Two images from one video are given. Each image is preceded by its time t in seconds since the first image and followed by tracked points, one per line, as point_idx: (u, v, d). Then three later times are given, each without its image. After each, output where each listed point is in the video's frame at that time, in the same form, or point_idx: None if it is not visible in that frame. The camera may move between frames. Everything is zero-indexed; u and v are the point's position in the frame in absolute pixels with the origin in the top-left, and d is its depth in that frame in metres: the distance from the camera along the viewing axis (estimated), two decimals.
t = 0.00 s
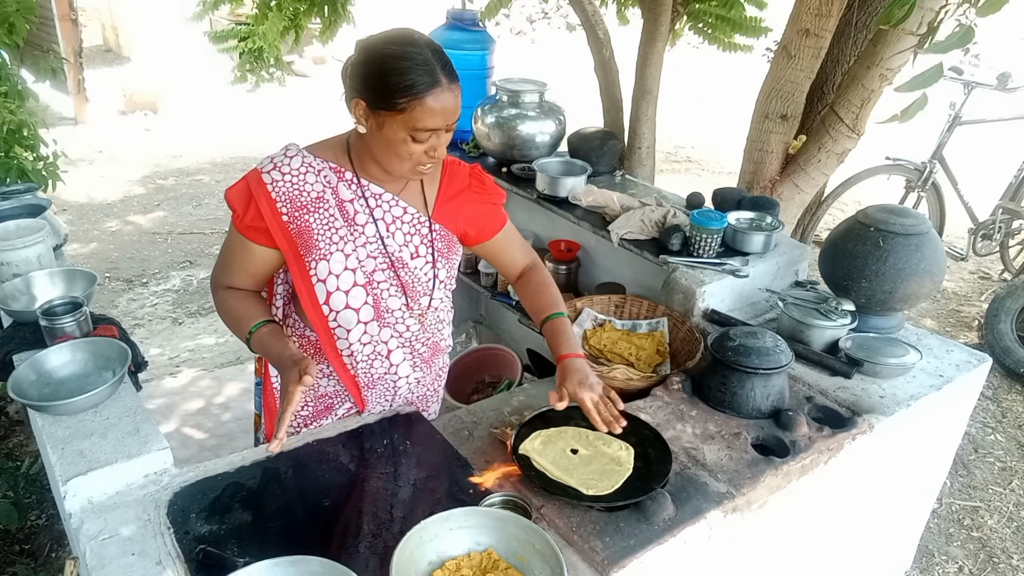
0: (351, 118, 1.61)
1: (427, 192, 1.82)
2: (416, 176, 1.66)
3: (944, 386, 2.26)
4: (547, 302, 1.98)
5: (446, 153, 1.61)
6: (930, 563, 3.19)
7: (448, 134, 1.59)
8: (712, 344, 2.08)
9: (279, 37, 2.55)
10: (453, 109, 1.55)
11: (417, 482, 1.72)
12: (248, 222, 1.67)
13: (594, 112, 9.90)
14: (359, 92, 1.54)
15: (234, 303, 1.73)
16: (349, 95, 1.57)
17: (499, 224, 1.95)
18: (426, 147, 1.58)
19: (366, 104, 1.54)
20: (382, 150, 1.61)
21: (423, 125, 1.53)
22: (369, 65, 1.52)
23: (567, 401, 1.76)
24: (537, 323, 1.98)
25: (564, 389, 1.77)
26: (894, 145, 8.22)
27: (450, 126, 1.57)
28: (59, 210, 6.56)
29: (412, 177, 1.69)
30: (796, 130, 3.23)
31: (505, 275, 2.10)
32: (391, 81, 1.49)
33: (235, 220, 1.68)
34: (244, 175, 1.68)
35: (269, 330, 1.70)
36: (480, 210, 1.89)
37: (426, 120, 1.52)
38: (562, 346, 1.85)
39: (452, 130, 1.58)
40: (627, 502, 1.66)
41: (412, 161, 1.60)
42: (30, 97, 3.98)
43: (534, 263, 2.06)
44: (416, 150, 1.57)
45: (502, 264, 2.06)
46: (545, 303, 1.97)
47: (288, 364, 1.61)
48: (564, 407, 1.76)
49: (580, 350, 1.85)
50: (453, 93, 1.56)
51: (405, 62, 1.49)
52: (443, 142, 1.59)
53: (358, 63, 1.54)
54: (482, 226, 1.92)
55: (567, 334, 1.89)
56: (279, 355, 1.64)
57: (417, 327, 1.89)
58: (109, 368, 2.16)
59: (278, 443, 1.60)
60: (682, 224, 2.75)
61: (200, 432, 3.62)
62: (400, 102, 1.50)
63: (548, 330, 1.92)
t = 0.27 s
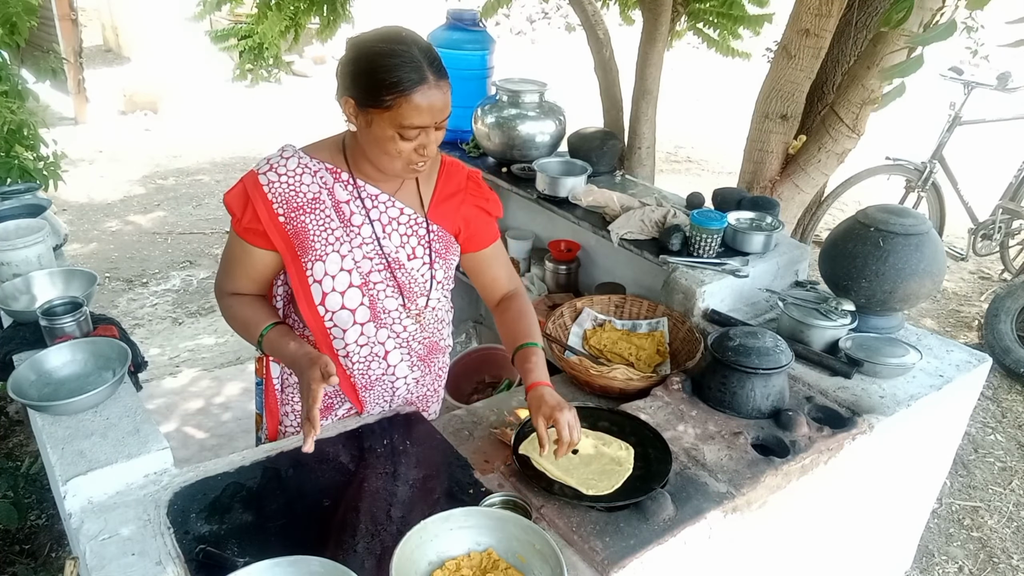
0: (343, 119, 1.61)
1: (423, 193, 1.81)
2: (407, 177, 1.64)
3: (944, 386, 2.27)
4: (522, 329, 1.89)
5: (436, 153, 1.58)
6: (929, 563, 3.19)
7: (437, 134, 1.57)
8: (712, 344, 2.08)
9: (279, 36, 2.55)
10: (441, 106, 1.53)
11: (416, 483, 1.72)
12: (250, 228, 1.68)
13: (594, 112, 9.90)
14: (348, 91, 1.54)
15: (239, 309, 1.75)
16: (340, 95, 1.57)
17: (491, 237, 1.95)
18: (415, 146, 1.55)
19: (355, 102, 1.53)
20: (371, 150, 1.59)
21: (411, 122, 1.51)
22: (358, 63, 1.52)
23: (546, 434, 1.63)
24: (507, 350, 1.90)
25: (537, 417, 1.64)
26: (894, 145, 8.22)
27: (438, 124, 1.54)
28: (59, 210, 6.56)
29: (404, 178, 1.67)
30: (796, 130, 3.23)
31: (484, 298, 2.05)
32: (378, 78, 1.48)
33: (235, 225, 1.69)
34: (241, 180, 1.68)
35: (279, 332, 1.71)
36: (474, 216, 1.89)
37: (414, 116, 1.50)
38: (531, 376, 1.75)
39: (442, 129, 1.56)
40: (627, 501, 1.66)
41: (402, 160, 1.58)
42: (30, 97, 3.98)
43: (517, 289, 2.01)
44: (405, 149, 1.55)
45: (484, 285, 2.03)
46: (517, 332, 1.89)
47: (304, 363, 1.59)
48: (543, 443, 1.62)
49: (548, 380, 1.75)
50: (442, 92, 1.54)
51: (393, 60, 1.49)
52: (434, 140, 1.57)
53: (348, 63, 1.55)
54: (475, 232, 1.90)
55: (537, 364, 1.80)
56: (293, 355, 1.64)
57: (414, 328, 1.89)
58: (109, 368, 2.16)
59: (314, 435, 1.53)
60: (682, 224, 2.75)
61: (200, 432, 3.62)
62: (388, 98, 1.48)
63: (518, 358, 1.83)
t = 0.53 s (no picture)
0: (336, 123, 1.60)
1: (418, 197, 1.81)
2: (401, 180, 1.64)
3: (944, 386, 2.27)
4: (524, 335, 1.86)
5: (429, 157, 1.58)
6: (929, 563, 3.19)
7: (430, 138, 1.56)
8: (712, 344, 2.08)
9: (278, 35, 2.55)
10: (433, 111, 1.52)
11: (416, 483, 1.72)
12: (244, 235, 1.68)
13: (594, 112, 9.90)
14: (340, 95, 1.54)
15: (238, 314, 1.75)
16: (333, 99, 1.57)
17: (491, 237, 1.92)
18: (407, 150, 1.55)
19: (347, 107, 1.53)
20: (365, 155, 1.59)
21: (402, 128, 1.50)
22: (349, 68, 1.51)
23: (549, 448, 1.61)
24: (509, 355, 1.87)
25: (541, 431, 1.63)
26: (894, 145, 8.22)
27: (430, 129, 1.54)
28: (59, 210, 6.56)
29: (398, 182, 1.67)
30: (796, 130, 3.23)
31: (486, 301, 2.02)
32: (369, 83, 1.47)
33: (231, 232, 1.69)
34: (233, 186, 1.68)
35: (277, 338, 1.71)
36: (471, 218, 1.87)
37: (405, 122, 1.50)
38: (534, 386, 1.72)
39: (434, 133, 1.55)
40: (627, 502, 1.66)
41: (395, 165, 1.58)
42: (30, 97, 3.98)
43: (518, 294, 1.97)
44: (397, 153, 1.55)
45: (485, 286, 2.00)
46: (520, 338, 1.85)
47: (301, 370, 1.60)
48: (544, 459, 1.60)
49: (552, 391, 1.72)
50: (434, 96, 1.53)
51: (384, 64, 1.48)
52: (426, 145, 1.56)
53: (340, 67, 1.54)
54: (473, 234, 1.89)
55: (540, 371, 1.76)
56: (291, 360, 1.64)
57: (412, 331, 1.89)
58: (109, 368, 2.16)
59: (321, 440, 1.52)
60: (682, 224, 2.75)
61: (200, 432, 3.62)
62: (379, 104, 1.48)
63: (520, 366, 1.79)
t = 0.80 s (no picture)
0: (332, 127, 1.60)
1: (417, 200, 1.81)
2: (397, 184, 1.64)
3: (944, 386, 2.27)
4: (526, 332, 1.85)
5: (426, 162, 1.58)
6: (930, 563, 3.19)
7: (427, 143, 1.56)
8: (712, 344, 2.08)
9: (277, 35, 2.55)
10: (430, 116, 1.52)
11: (416, 483, 1.72)
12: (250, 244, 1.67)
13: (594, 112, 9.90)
14: (336, 101, 1.53)
15: (247, 327, 1.73)
16: (328, 104, 1.57)
17: (491, 238, 1.92)
18: (404, 155, 1.55)
19: (343, 113, 1.53)
20: (361, 160, 1.59)
21: (399, 134, 1.50)
22: (345, 73, 1.51)
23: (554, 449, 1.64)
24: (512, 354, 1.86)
25: (547, 433, 1.64)
26: (894, 145, 8.22)
27: (427, 135, 1.54)
28: (59, 211, 6.56)
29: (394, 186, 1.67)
30: (796, 130, 3.23)
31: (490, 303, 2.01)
32: (365, 89, 1.47)
33: (235, 243, 1.67)
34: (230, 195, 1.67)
35: (292, 345, 1.68)
36: (470, 219, 1.87)
37: (402, 128, 1.50)
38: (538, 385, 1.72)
39: (431, 138, 1.56)
40: (627, 502, 1.66)
41: (393, 170, 1.58)
42: (30, 97, 3.98)
43: (521, 293, 1.97)
44: (393, 159, 1.55)
45: (486, 286, 1.99)
46: (523, 334, 1.84)
47: (327, 372, 1.58)
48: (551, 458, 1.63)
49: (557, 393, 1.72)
50: (431, 101, 1.53)
51: (380, 70, 1.48)
52: (423, 150, 1.56)
53: (335, 71, 1.53)
54: (473, 235, 1.89)
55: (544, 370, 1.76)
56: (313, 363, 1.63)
57: (412, 335, 1.90)
58: (109, 369, 2.16)
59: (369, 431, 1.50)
60: (682, 224, 2.74)
61: (200, 432, 3.62)
62: (375, 110, 1.47)
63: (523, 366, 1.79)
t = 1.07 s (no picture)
0: (334, 131, 1.59)
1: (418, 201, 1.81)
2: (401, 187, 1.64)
3: (944, 386, 2.27)
4: (529, 326, 1.91)
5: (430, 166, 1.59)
6: (929, 563, 3.19)
7: (430, 147, 1.56)
8: (712, 344, 2.08)
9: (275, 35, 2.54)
10: (434, 121, 1.52)
11: (416, 484, 1.72)
12: (265, 258, 1.64)
13: (594, 112, 9.90)
14: (338, 106, 1.53)
15: (264, 338, 1.71)
16: (331, 108, 1.56)
17: (494, 235, 1.95)
18: (408, 160, 1.55)
19: (346, 118, 1.52)
20: (363, 164, 1.60)
21: (403, 139, 1.50)
22: (347, 78, 1.50)
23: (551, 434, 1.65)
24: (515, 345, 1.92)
25: (540, 418, 1.69)
26: (894, 145, 8.22)
27: (431, 138, 1.54)
28: (59, 210, 6.56)
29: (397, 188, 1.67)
30: (796, 130, 3.24)
31: (493, 294, 2.09)
32: (369, 95, 1.46)
33: (248, 258, 1.64)
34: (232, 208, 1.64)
35: (315, 349, 1.68)
36: (472, 217, 1.88)
37: (406, 133, 1.50)
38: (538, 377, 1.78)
39: (434, 142, 1.56)
40: (627, 501, 1.66)
41: (395, 174, 1.58)
42: (30, 97, 3.98)
43: (524, 285, 2.03)
44: (398, 163, 1.55)
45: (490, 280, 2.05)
46: (523, 329, 1.91)
47: (362, 367, 1.59)
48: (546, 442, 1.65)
49: (556, 383, 1.79)
50: (434, 106, 1.53)
51: (384, 75, 1.47)
52: (427, 153, 1.56)
53: (338, 76, 1.52)
54: (475, 233, 1.91)
55: (545, 363, 1.82)
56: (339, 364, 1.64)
57: (417, 337, 1.91)
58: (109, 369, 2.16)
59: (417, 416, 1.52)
60: (682, 224, 2.74)
61: (200, 432, 3.62)
62: (379, 116, 1.47)
63: (524, 357, 1.86)
